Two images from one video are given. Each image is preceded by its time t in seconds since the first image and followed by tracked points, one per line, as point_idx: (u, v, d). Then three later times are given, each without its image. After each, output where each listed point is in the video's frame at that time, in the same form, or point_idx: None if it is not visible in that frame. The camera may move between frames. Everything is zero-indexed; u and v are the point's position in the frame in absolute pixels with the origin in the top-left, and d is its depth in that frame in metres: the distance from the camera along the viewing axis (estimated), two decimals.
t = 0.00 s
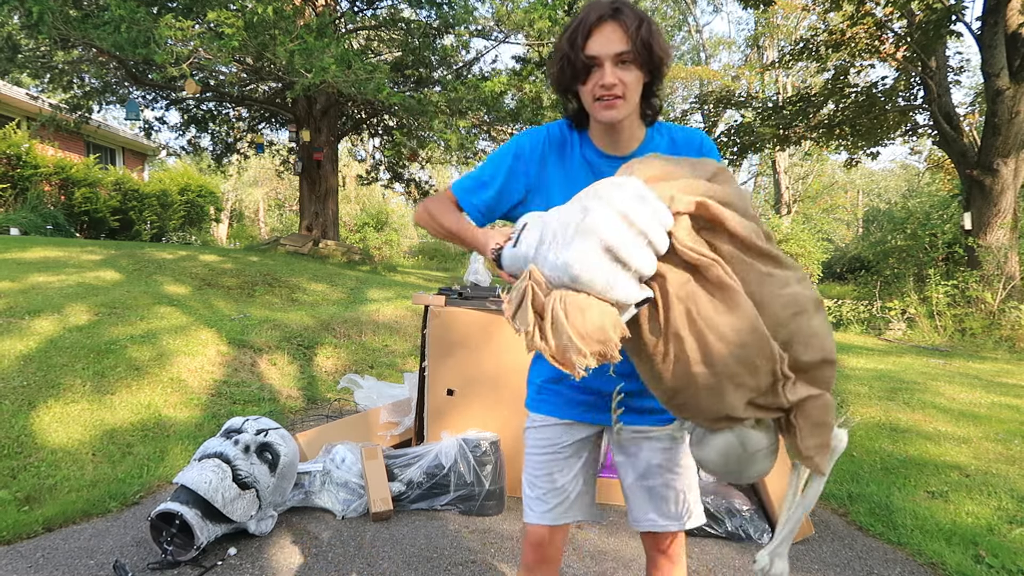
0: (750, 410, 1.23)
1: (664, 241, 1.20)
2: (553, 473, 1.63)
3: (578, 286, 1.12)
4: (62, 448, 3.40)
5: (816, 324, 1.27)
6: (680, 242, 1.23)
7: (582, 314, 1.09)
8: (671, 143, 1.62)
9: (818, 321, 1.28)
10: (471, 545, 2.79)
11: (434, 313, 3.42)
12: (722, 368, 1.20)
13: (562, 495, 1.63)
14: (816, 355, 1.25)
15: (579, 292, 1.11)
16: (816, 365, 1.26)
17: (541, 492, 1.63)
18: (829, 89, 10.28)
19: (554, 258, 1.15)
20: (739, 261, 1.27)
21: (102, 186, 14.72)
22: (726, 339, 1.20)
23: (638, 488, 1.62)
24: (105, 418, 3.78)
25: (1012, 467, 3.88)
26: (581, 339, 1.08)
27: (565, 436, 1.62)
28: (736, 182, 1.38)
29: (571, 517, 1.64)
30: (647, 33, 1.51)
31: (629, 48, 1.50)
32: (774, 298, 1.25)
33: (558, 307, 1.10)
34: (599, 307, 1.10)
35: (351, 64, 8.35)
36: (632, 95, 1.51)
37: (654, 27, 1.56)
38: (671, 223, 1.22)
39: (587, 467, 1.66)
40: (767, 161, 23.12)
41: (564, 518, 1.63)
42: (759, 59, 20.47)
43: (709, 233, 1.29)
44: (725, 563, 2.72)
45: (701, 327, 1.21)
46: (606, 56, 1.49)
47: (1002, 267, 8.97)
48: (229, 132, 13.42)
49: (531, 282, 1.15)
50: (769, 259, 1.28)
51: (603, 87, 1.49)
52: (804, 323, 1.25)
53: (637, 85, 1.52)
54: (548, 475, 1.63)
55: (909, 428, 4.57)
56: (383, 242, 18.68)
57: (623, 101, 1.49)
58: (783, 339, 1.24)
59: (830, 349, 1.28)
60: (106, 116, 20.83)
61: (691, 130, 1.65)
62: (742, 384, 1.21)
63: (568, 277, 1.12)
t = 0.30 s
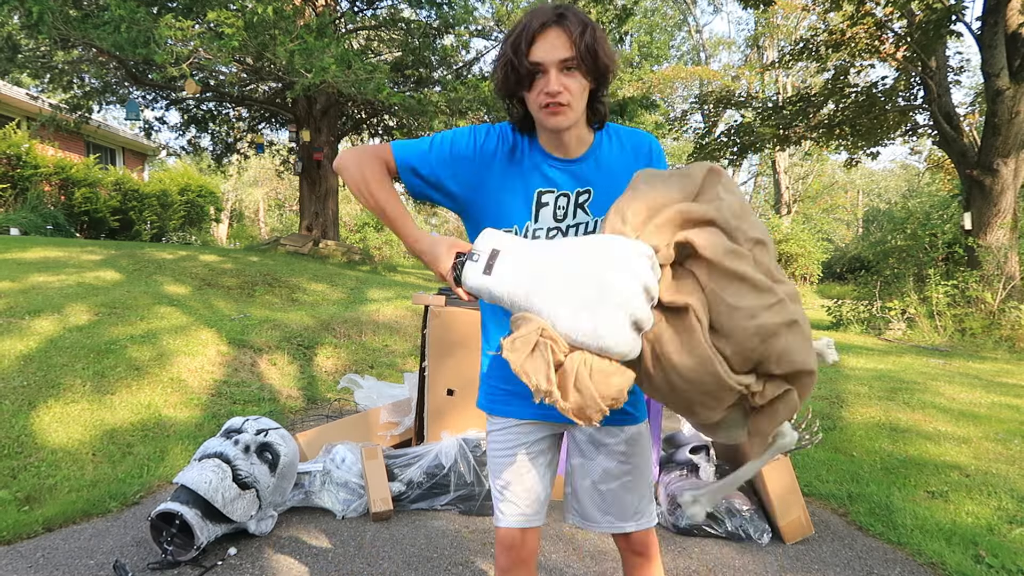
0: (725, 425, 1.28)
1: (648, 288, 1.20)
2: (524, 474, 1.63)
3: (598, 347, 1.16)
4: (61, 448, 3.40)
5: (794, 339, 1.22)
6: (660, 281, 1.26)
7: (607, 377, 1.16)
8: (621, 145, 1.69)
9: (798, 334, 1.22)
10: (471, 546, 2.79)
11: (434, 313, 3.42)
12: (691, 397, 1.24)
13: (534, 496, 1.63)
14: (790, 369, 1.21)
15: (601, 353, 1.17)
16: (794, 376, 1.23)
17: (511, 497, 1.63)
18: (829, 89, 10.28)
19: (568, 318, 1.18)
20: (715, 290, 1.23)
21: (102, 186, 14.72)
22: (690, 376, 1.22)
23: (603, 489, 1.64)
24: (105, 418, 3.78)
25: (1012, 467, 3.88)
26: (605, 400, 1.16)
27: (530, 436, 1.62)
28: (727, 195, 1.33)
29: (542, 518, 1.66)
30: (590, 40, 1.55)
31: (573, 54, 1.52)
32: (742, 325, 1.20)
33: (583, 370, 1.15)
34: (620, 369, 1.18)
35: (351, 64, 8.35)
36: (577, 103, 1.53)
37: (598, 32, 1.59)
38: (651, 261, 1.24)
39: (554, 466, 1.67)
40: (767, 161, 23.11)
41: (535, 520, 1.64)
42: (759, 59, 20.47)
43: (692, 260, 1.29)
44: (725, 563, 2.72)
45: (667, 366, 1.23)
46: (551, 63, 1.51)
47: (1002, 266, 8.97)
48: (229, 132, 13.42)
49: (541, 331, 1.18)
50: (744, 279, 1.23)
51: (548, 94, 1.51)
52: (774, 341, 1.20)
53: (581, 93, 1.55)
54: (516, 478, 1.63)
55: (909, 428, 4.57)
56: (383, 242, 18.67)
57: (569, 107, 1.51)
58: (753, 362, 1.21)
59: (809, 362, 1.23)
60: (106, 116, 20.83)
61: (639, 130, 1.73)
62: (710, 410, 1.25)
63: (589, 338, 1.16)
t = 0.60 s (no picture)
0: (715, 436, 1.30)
1: (635, 307, 1.21)
2: (524, 474, 1.63)
3: (583, 364, 1.20)
4: (62, 448, 3.40)
5: (785, 357, 1.22)
6: (651, 299, 1.26)
7: (589, 392, 1.21)
8: (621, 147, 1.69)
9: (790, 351, 1.24)
10: (471, 546, 2.79)
11: (434, 313, 3.42)
12: (681, 412, 1.26)
13: (535, 497, 1.64)
14: (780, 385, 1.23)
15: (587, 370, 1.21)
16: (783, 391, 1.25)
17: (512, 496, 1.64)
18: (829, 89, 10.28)
19: (556, 333, 1.20)
20: (707, 311, 1.23)
21: (102, 185, 14.71)
22: (678, 394, 1.23)
23: (603, 489, 1.65)
24: (105, 418, 3.78)
25: (1011, 468, 3.88)
26: (585, 414, 1.22)
27: (530, 435, 1.62)
28: (723, 212, 1.32)
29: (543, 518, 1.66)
30: (592, 46, 1.50)
31: (574, 65, 1.48)
32: (734, 344, 1.20)
33: (567, 384, 1.20)
34: (603, 385, 1.23)
35: (351, 64, 8.35)
36: (579, 112, 1.52)
37: (597, 36, 1.54)
38: (643, 280, 1.23)
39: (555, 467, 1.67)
40: (767, 161, 23.11)
41: (536, 519, 1.64)
42: (759, 59, 20.46)
43: (684, 278, 1.27)
44: (725, 563, 2.73)
45: (657, 382, 1.25)
46: (552, 75, 1.48)
47: (1001, 267, 8.99)
48: (229, 132, 13.42)
49: (530, 344, 1.22)
50: (738, 300, 1.22)
51: (549, 107, 1.49)
52: (765, 358, 1.21)
53: (582, 100, 1.53)
54: (517, 479, 1.63)
55: (909, 429, 4.57)
56: (383, 242, 18.64)
57: (571, 118, 1.51)
58: (743, 378, 1.23)
59: (799, 378, 1.24)
60: (106, 115, 20.84)
61: (641, 131, 1.73)
62: (699, 424, 1.27)
63: (575, 354, 1.20)
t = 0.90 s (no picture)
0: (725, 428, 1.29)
1: (628, 307, 1.21)
2: (525, 474, 1.64)
3: (576, 363, 1.21)
4: (62, 448, 3.40)
5: (790, 341, 1.22)
6: (647, 297, 1.26)
7: (582, 391, 1.20)
8: (623, 147, 1.69)
9: (795, 334, 1.23)
10: (471, 546, 2.79)
11: (434, 313, 3.42)
12: (688, 407, 1.25)
13: (536, 496, 1.64)
14: (788, 369, 1.22)
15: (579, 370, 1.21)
16: (792, 376, 1.23)
17: (514, 495, 1.64)
18: (829, 89, 10.29)
19: (550, 332, 1.21)
20: (706, 302, 1.23)
21: (102, 185, 14.71)
22: (682, 386, 1.22)
23: (605, 489, 1.65)
24: (105, 418, 3.78)
25: (1011, 467, 3.89)
26: (580, 413, 1.22)
27: (532, 435, 1.63)
28: (716, 205, 1.34)
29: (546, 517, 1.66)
30: (597, 47, 1.50)
31: (579, 66, 1.48)
32: (735, 332, 1.20)
33: (560, 383, 1.20)
34: (597, 384, 1.22)
35: (351, 64, 8.35)
36: (583, 112, 1.53)
37: (602, 35, 1.54)
38: (636, 279, 1.24)
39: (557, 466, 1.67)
40: (767, 161, 23.12)
41: (538, 519, 1.65)
42: (759, 59, 20.46)
43: (681, 272, 1.28)
44: (724, 562, 2.73)
45: (660, 376, 1.24)
46: (557, 76, 1.48)
47: (1001, 267, 9.00)
48: (229, 132, 13.42)
49: (524, 343, 1.22)
50: (735, 288, 1.23)
51: (554, 107, 1.50)
52: (770, 343, 1.20)
53: (586, 101, 1.54)
54: (518, 478, 1.64)
55: (909, 429, 4.58)
56: (383, 242, 18.63)
57: (576, 119, 1.52)
58: (749, 366, 1.22)
59: (808, 361, 1.23)
60: (106, 116, 20.84)
61: (645, 133, 1.73)
62: (709, 417, 1.25)
63: (568, 353, 1.20)
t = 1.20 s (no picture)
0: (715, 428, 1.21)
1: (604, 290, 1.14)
2: (530, 476, 1.64)
3: (539, 336, 1.10)
4: (62, 448, 3.40)
5: (775, 328, 1.18)
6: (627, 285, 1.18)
7: (546, 366, 1.06)
8: (631, 143, 1.70)
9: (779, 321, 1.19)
10: (471, 546, 2.80)
11: (434, 313, 3.42)
12: (678, 404, 1.16)
13: (541, 497, 1.64)
14: (775, 357, 1.17)
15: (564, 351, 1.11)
16: (780, 367, 1.18)
17: (519, 496, 1.64)
18: (829, 89, 10.30)
19: (519, 308, 1.13)
20: (689, 290, 1.18)
21: (102, 185, 14.71)
22: (671, 382, 1.14)
23: (609, 487, 1.66)
24: (105, 418, 3.78)
25: (1010, 467, 3.89)
26: (546, 394, 1.06)
27: (538, 435, 1.62)
28: (687, 187, 1.33)
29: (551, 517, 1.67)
30: (626, 43, 1.54)
31: (612, 58, 1.50)
32: (721, 319, 1.15)
33: (523, 357, 1.06)
34: (565, 361, 1.08)
35: (352, 64, 8.35)
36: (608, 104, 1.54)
37: (624, 32, 1.58)
38: (613, 265, 1.18)
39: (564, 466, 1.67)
40: (767, 161, 23.12)
41: (544, 519, 1.65)
42: (759, 59, 20.47)
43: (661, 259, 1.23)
44: (724, 562, 2.73)
45: (647, 370, 1.15)
46: (594, 64, 1.48)
47: (1001, 267, 9.02)
48: (229, 132, 13.42)
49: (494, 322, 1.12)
50: (718, 274, 1.19)
51: (588, 94, 1.49)
52: (756, 329, 1.16)
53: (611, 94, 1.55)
54: (523, 479, 1.64)
55: (909, 429, 4.58)
56: (383, 242, 18.61)
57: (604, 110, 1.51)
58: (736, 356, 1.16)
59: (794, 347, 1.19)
60: (106, 115, 20.83)
61: (651, 129, 1.75)
62: (697, 415, 1.18)
63: (532, 328, 1.11)
